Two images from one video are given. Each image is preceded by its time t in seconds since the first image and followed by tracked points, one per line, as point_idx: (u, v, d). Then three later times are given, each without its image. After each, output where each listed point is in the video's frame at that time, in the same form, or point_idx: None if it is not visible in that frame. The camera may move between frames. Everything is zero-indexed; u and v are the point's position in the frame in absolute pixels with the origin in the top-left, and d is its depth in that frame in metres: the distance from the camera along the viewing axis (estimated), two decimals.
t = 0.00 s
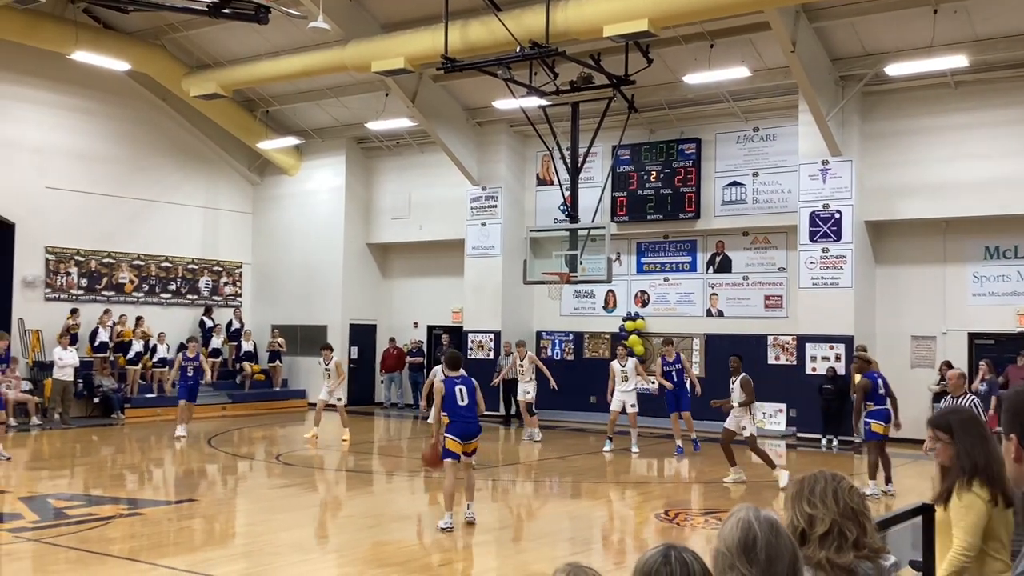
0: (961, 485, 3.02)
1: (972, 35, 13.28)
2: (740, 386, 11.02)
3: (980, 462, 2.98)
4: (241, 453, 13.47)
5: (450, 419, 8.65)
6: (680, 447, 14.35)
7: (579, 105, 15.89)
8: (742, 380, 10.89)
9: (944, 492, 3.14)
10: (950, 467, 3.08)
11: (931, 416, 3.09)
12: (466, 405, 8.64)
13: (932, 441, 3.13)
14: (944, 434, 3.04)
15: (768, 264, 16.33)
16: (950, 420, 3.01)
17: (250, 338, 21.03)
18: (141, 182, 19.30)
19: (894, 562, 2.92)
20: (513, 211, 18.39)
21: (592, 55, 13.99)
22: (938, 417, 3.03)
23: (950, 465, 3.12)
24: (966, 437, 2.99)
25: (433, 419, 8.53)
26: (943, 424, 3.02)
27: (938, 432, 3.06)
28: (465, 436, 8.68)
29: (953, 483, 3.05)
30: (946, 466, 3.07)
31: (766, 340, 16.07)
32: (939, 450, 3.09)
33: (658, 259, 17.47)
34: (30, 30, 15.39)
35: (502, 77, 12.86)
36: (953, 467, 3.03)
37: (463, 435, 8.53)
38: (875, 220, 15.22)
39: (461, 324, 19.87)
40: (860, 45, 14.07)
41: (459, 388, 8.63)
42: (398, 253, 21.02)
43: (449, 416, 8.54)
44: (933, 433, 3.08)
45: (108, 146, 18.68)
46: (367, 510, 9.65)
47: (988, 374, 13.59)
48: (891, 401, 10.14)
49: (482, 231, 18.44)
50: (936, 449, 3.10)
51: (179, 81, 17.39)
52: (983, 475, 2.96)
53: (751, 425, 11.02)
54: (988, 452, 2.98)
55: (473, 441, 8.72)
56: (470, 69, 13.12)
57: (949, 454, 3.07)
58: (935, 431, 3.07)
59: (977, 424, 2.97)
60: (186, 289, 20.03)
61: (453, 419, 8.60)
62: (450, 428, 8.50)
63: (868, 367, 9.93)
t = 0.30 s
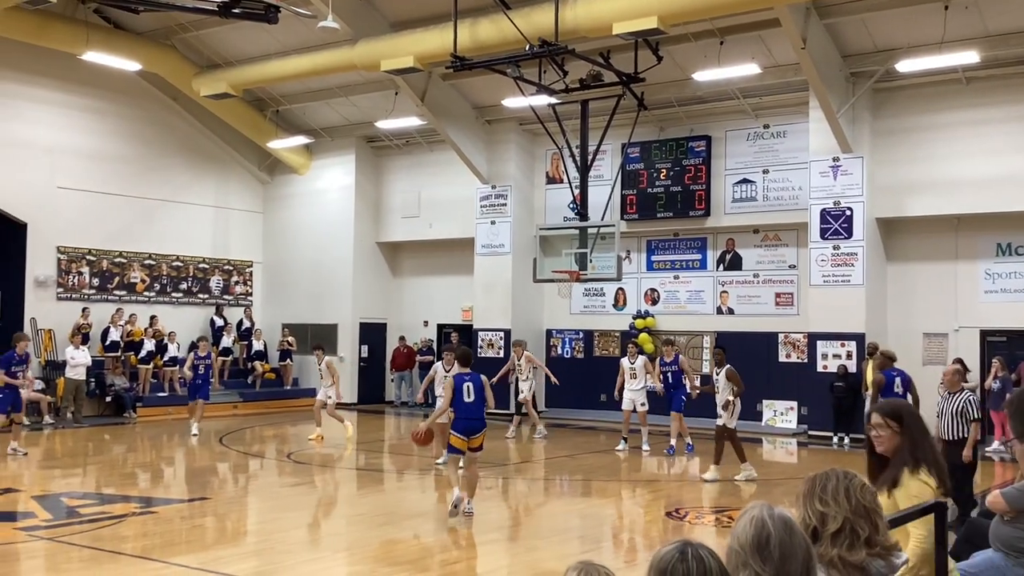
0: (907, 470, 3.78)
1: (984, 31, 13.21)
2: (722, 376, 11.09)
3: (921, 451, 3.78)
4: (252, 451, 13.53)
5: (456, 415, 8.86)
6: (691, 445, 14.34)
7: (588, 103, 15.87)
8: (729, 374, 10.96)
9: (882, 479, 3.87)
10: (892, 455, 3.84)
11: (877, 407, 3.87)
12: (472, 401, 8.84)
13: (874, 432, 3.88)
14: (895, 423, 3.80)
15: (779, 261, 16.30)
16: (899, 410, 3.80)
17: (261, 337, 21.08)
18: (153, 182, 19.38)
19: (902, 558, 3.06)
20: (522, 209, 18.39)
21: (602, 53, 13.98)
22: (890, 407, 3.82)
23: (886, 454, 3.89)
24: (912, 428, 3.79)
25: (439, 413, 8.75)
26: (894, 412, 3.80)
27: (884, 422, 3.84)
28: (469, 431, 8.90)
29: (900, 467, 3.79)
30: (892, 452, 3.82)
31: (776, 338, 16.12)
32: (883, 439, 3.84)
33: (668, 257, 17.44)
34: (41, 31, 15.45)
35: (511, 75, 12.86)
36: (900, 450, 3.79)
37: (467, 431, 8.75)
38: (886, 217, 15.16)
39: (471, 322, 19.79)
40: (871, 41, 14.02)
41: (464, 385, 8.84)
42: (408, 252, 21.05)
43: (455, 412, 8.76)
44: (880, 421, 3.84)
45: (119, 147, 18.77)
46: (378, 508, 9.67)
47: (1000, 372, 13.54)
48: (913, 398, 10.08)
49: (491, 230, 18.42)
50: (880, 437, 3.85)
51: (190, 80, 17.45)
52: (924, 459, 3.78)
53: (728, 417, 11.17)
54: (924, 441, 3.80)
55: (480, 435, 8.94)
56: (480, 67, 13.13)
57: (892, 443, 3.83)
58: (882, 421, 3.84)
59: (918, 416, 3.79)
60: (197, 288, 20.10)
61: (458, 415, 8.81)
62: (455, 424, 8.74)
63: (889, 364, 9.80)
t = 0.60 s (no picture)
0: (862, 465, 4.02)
1: (993, 28, 13.17)
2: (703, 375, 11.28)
3: (868, 446, 4.03)
4: (261, 450, 13.55)
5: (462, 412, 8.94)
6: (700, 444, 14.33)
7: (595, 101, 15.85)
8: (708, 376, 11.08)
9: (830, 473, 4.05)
10: (842, 450, 4.04)
11: (829, 406, 4.05)
12: (478, 397, 8.90)
13: (825, 430, 4.05)
14: (849, 420, 4.02)
15: (787, 259, 16.27)
16: (852, 407, 4.02)
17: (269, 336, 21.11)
18: (161, 183, 19.43)
19: (911, 557, 3.06)
20: (530, 208, 18.39)
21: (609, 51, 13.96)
22: (844, 406, 4.02)
23: (833, 449, 4.08)
24: (862, 424, 4.03)
25: (447, 409, 8.81)
26: (848, 411, 4.01)
27: (837, 418, 4.03)
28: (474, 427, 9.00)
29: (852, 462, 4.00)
30: (844, 448, 4.02)
31: (784, 336, 16.11)
32: (833, 435, 4.03)
33: (676, 255, 17.43)
34: (50, 32, 15.49)
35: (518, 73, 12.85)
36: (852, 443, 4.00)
37: (474, 427, 8.84)
38: (895, 215, 15.13)
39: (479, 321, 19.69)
40: (879, 39, 13.99)
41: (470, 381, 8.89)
42: (416, 251, 21.06)
43: (462, 409, 8.82)
44: (834, 419, 4.03)
45: (128, 147, 18.82)
46: (388, 507, 9.69)
47: (1010, 370, 13.50)
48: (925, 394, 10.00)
49: (499, 229, 18.45)
50: (833, 434, 4.03)
51: (198, 80, 17.48)
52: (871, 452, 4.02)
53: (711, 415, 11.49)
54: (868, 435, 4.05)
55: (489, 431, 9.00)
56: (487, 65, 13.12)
57: (843, 439, 4.03)
58: (835, 419, 4.03)
59: (864, 413, 4.04)
60: (205, 288, 20.15)
61: (465, 412, 8.90)
62: (461, 421, 8.83)
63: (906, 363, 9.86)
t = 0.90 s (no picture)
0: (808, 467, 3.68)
1: (999, 26, 13.17)
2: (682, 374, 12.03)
3: (815, 446, 3.70)
4: (267, 450, 13.56)
5: (463, 429, 9.03)
6: (706, 442, 14.31)
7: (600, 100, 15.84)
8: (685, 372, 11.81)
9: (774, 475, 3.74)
10: (787, 450, 3.73)
11: (771, 403, 3.75)
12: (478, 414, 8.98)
13: (769, 429, 3.75)
14: (791, 418, 3.70)
15: (793, 258, 16.25)
16: (794, 404, 3.71)
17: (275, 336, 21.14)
18: (166, 182, 19.44)
19: (916, 555, 3.06)
20: (535, 207, 18.40)
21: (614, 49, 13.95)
22: (785, 402, 3.71)
23: (778, 449, 3.78)
24: (806, 423, 3.71)
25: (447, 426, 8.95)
26: (791, 408, 3.70)
27: (780, 417, 3.72)
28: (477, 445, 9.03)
29: (797, 463, 3.67)
30: (788, 447, 3.71)
31: (790, 334, 16.11)
32: (778, 435, 3.72)
33: (681, 253, 17.42)
34: (55, 32, 15.50)
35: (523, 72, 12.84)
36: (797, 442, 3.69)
37: (474, 444, 8.86)
38: (901, 213, 15.10)
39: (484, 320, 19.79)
40: (884, 36, 13.97)
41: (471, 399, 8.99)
42: (422, 250, 21.08)
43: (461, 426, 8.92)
44: (777, 416, 3.72)
45: (132, 147, 18.83)
46: (394, 506, 9.69)
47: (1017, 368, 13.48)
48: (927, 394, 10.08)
49: (504, 228, 18.44)
50: (776, 433, 3.73)
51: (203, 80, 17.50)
52: (818, 450, 3.70)
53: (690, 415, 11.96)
54: (815, 433, 3.73)
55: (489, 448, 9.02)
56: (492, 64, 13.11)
57: (787, 438, 3.73)
58: (777, 417, 3.72)
59: (809, 410, 3.72)
60: (211, 288, 20.18)
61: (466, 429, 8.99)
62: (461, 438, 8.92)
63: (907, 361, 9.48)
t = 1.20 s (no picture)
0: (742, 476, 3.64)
1: (1002, 24, 13.16)
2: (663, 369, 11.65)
3: (746, 454, 3.67)
4: (271, 450, 13.55)
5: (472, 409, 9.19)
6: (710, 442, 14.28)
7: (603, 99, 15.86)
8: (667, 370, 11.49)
9: (713, 486, 3.75)
10: (722, 459, 3.71)
11: (699, 415, 3.74)
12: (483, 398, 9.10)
13: (700, 442, 3.75)
14: (717, 431, 3.68)
15: (796, 257, 16.24)
16: (721, 416, 3.67)
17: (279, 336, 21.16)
18: (170, 183, 19.47)
19: (920, 554, 3.05)
20: (538, 207, 18.39)
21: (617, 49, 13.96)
22: (710, 417, 3.69)
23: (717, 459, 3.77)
24: (733, 434, 3.67)
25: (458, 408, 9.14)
26: (716, 422, 3.67)
27: (708, 431, 3.71)
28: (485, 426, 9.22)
29: (731, 474, 3.66)
30: (721, 458, 3.71)
31: (794, 333, 16.09)
32: (713, 446, 3.71)
33: (684, 253, 17.41)
34: (59, 32, 15.52)
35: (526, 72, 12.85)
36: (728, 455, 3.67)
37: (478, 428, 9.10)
38: (905, 212, 15.09)
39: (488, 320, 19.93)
40: (887, 35, 13.97)
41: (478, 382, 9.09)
42: (425, 250, 21.09)
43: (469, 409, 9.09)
44: (705, 429, 3.71)
45: (135, 147, 18.85)
46: (398, 506, 9.69)
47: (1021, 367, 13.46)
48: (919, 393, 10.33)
49: (508, 227, 18.45)
50: (708, 445, 3.72)
51: (207, 80, 17.52)
52: (751, 456, 3.67)
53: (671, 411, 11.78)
54: (748, 439, 3.70)
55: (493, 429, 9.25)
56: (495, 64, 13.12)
57: (720, 448, 3.71)
58: (705, 431, 3.71)
59: (739, 419, 3.69)
60: (215, 288, 20.20)
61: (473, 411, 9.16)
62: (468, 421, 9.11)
63: (907, 357, 9.31)
